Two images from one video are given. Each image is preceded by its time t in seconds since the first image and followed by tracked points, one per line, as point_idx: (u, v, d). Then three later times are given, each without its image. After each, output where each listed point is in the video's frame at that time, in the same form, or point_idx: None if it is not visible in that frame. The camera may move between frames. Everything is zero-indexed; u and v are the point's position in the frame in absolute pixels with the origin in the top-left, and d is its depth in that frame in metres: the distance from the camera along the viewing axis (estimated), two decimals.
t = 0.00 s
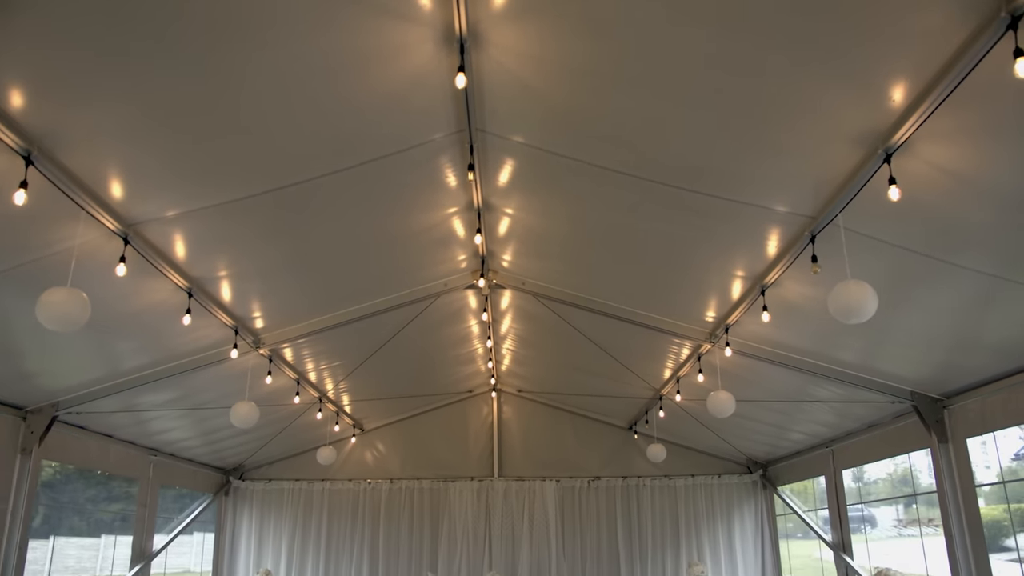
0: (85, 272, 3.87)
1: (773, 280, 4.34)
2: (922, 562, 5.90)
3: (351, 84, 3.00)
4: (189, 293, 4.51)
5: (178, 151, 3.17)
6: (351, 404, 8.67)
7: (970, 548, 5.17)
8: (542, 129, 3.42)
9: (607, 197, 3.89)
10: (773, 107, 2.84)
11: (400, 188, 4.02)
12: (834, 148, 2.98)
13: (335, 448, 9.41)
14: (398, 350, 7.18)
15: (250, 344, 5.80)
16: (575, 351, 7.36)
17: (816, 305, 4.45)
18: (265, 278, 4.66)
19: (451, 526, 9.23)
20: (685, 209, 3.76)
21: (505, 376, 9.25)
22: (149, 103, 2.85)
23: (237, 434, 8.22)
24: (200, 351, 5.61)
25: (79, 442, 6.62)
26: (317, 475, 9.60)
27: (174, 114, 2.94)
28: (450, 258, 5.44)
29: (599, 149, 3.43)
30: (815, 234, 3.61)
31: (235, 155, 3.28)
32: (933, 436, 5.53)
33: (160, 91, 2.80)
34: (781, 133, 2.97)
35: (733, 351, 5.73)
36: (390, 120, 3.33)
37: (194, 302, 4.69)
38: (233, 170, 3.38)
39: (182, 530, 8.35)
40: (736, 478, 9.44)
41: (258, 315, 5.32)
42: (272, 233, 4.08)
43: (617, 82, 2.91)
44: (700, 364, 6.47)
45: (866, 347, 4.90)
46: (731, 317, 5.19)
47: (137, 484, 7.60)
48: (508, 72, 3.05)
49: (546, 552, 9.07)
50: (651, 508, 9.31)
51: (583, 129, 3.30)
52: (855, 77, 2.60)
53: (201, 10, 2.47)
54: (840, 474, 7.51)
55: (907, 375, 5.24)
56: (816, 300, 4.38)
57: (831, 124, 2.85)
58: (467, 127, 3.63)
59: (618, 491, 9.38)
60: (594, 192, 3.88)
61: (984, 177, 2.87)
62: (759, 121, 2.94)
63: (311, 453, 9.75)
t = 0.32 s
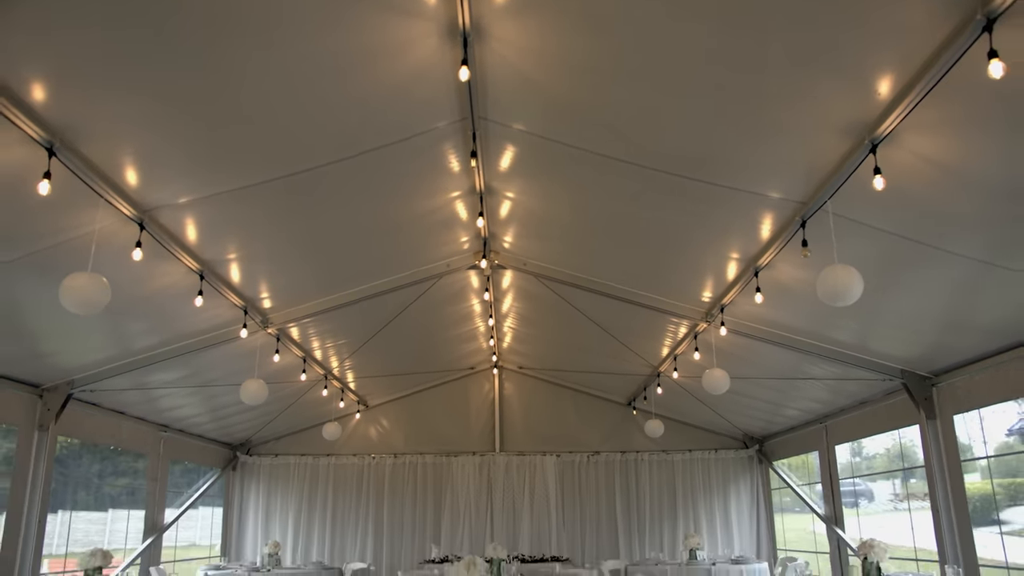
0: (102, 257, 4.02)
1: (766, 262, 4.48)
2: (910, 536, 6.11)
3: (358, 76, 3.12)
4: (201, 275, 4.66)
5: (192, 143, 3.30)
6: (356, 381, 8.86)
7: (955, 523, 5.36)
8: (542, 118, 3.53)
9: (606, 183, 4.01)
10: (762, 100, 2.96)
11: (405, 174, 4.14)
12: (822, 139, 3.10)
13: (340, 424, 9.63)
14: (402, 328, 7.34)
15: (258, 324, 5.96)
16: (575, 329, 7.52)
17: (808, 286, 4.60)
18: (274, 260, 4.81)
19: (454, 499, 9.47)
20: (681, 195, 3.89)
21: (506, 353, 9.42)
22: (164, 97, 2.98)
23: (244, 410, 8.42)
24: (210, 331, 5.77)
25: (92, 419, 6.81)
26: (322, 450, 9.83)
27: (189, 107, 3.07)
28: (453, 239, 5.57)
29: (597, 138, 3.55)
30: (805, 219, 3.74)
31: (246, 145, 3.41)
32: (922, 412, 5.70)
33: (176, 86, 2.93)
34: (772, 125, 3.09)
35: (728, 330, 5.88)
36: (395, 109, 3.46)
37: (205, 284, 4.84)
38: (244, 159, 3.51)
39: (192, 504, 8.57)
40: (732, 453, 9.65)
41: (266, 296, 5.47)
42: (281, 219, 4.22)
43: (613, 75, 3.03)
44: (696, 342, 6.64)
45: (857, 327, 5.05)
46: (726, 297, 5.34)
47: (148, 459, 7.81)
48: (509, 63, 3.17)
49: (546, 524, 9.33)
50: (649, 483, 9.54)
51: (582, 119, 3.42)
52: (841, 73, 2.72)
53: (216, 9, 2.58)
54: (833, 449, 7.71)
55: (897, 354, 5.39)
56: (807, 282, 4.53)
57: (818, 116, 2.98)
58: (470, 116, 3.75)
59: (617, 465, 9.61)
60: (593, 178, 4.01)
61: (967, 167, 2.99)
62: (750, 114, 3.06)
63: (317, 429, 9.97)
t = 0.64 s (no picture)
0: (116, 241, 4.17)
1: (759, 244, 4.61)
2: (898, 510, 6.34)
3: (363, 65, 3.23)
4: (210, 256, 4.80)
5: (203, 131, 3.42)
6: (360, 357, 9.03)
7: (940, 496, 5.54)
8: (541, 104, 3.64)
9: (604, 167, 4.12)
10: (753, 90, 3.07)
11: (408, 158, 4.26)
12: (811, 127, 3.22)
13: (344, 399, 9.82)
14: (404, 306, 7.49)
15: (265, 302, 6.11)
16: (574, 307, 7.67)
17: (800, 267, 4.73)
18: (281, 241, 4.94)
19: (456, 472, 9.70)
20: (676, 179, 4.01)
21: (507, 330, 9.57)
22: (176, 88, 3.10)
23: (251, 386, 8.61)
24: (218, 309, 5.92)
25: (103, 395, 7.00)
26: (327, 425, 10.03)
27: (199, 98, 3.19)
28: (454, 220, 5.69)
29: (594, 124, 3.67)
30: (796, 203, 3.87)
31: (255, 133, 3.53)
32: (911, 389, 5.85)
33: (188, 77, 3.05)
34: (762, 113, 3.21)
35: (724, 309, 6.03)
36: (398, 97, 3.57)
37: (214, 264, 4.98)
38: (253, 145, 3.63)
39: (201, 477, 8.83)
40: (729, 429, 9.84)
41: (272, 276, 5.61)
42: (288, 202, 4.35)
43: (609, 65, 3.14)
44: (693, 320, 6.79)
45: (849, 306, 5.19)
46: (721, 277, 5.48)
47: (158, 433, 8.02)
48: (509, 53, 3.28)
49: (546, 497, 9.57)
50: (647, 457, 9.75)
51: (580, 106, 3.53)
52: (827, 66, 2.83)
53: (228, 3, 2.69)
54: (826, 424, 7.90)
55: (888, 332, 5.53)
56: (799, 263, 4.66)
57: (806, 105, 3.09)
58: (472, 102, 3.86)
59: (615, 440, 9.82)
60: (591, 163, 4.12)
61: (950, 155, 3.11)
62: (741, 103, 3.18)
63: (322, 404, 10.17)
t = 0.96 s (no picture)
0: (130, 223, 4.30)
1: (752, 226, 4.74)
2: (887, 483, 6.58)
3: (368, 54, 3.34)
4: (219, 237, 4.94)
5: (214, 118, 3.54)
6: (364, 334, 9.19)
7: (927, 469, 5.73)
8: (541, 91, 3.75)
9: (601, 151, 4.23)
10: (745, 80, 3.18)
11: (411, 141, 4.37)
12: (801, 115, 3.33)
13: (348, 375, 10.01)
14: (407, 284, 7.64)
15: (271, 281, 6.25)
16: (573, 285, 7.81)
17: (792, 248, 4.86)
18: (288, 222, 5.07)
19: (458, 446, 9.92)
20: (672, 163, 4.12)
21: (508, 307, 9.72)
22: (189, 77, 3.22)
23: (257, 362, 8.79)
24: (226, 288, 6.07)
25: (114, 371, 7.18)
26: (331, 400, 10.23)
27: (211, 86, 3.31)
28: (456, 201, 5.81)
29: (592, 110, 3.78)
30: (787, 186, 3.99)
31: (264, 119, 3.65)
32: (901, 366, 6.01)
33: (200, 67, 3.17)
34: (754, 101, 3.32)
35: (719, 287, 6.17)
36: (402, 83, 3.68)
37: (223, 245, 5.12)
38: (262, 131, 3.75)
39: (209, 450, 9.05)
40: (726, 404, 10.03)
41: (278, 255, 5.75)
42: (295, 184, 4.47)
43: (606, 55, 3.25)
44: (690, 299, 6.93)
45: (841, 286, 5.33)
46: (716, 257, 5.61)
47: (167, 408, 8.22)
48: (509, 41, 3.39)
49: (546, 471, 9.80)
50: (645, 432, 9.95)
51: (578, 93, 3.65)
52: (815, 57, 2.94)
53: None
54: (820, 400, 8.09)
55: (879, 311, 5.67)
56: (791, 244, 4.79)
57: (796, 93, 3.20)
58: (473, 88, 3.97)
59: (614, 415, 10.03)
60: (589, 147, 4.23)
61: (935, 143, 3.22)
62: (733, 92, 3.29)
63: (326, 380, 10.37)
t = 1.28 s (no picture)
0: (142, 206, 4.43)
1: (746, 208, 4.86)
2: (877, 458, 6.81)
3: (373, 43, 3.44)
4: (227, 218, 5.06)
5: (223, 105, 3.65)
6: (367, 311, 9.35)
7: (915, 443, 5.91)
8: (540, 77, 3.86)
9: (600, 135, 4.34)
10: (738, 69, 3.29)
11: (414, 126, 4.48)
12: (793, 102, 3.44)
13: (351, 351, 10.19)
14: (409, 263, 7.77)
15: (277, 260, 6.39)
16: (573, 264, 7.94)
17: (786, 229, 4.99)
18: (294, 204, 5.19)
19: (460, 421, 10.13)
20: (669, 147, 4.24)
21: (508, 285, 9.86)
22: (200, 67, 3.32)
23: (262, 339, 8.96)
24: (234, 267, 6.21)
25: (123, 348, 7.35)
26: (335, 376, 10.42)
27: (221, 75, 3.42)
28: (458, 182, 5.92)
29: (591, 96, 3.88)
30: (779, 170, 4.11)
31: (272, 106, 3.76)
32: (892, 343, 6.16)
33: (211, 57, 3.27)
34: (748, 89, 3.43)
35: (715, 267, 6.30)
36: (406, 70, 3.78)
37: (231, 226, 5.25)
38: (270, 118, 3.86)
39: (215, 426, 9.26)
40: (722, 380, 10.22)
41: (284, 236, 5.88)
42: (301, 168, 4.59)
43: (603, 44, 3.35)
44: (687, 278, 7.07)
45: (834, 265, 5.46)
46: (712, 237, 5.74)
47: (175, 384, 8.41)
48: (510, 30, 3.49)
49: (546, 445, 10.02)
50: (643, 407, 10.15)
51: (577, 80, 3.75)
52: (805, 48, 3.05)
53: None
54: (815, 376, 8.26)
55: (870, 290, 5.82)
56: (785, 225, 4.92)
57: (787, 82, 3.31)
58: (475, 74, 4.07)
59: (613, 391, 10.22)
60: (588, 131, 4.34)
61: (921, 130, 3.33)
62: (727, 80, 3.40)
63: (330, 356, 10.55)
